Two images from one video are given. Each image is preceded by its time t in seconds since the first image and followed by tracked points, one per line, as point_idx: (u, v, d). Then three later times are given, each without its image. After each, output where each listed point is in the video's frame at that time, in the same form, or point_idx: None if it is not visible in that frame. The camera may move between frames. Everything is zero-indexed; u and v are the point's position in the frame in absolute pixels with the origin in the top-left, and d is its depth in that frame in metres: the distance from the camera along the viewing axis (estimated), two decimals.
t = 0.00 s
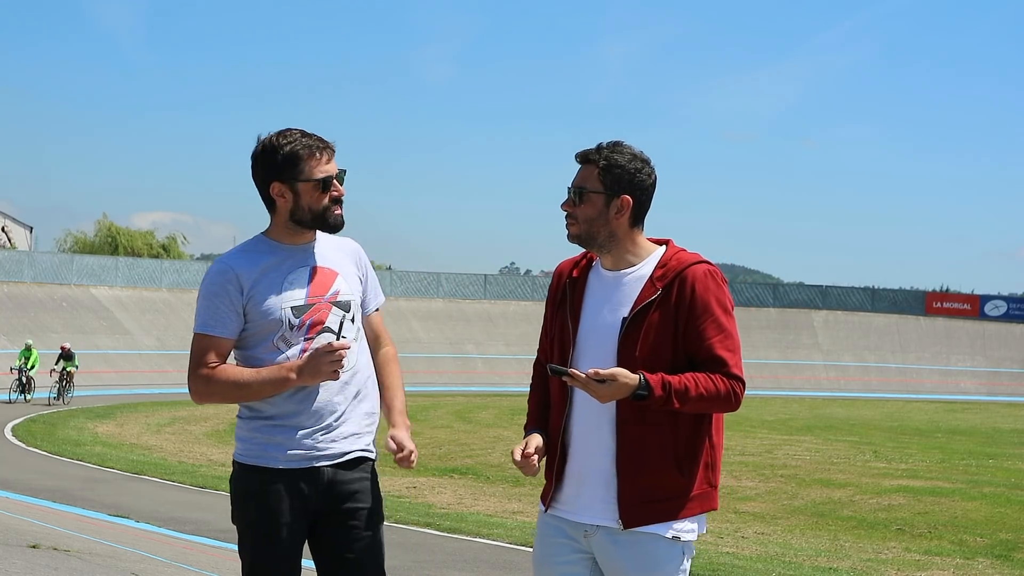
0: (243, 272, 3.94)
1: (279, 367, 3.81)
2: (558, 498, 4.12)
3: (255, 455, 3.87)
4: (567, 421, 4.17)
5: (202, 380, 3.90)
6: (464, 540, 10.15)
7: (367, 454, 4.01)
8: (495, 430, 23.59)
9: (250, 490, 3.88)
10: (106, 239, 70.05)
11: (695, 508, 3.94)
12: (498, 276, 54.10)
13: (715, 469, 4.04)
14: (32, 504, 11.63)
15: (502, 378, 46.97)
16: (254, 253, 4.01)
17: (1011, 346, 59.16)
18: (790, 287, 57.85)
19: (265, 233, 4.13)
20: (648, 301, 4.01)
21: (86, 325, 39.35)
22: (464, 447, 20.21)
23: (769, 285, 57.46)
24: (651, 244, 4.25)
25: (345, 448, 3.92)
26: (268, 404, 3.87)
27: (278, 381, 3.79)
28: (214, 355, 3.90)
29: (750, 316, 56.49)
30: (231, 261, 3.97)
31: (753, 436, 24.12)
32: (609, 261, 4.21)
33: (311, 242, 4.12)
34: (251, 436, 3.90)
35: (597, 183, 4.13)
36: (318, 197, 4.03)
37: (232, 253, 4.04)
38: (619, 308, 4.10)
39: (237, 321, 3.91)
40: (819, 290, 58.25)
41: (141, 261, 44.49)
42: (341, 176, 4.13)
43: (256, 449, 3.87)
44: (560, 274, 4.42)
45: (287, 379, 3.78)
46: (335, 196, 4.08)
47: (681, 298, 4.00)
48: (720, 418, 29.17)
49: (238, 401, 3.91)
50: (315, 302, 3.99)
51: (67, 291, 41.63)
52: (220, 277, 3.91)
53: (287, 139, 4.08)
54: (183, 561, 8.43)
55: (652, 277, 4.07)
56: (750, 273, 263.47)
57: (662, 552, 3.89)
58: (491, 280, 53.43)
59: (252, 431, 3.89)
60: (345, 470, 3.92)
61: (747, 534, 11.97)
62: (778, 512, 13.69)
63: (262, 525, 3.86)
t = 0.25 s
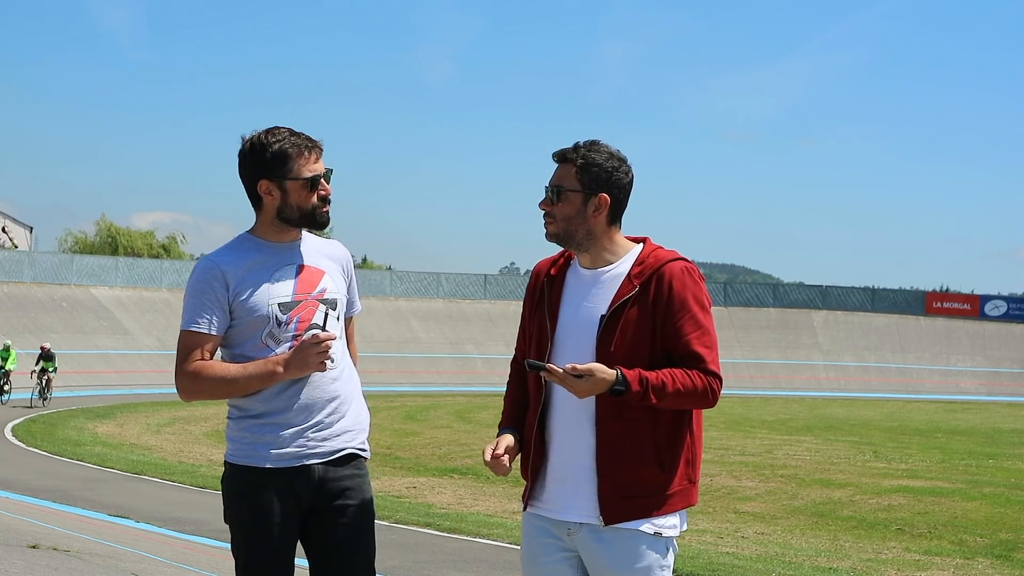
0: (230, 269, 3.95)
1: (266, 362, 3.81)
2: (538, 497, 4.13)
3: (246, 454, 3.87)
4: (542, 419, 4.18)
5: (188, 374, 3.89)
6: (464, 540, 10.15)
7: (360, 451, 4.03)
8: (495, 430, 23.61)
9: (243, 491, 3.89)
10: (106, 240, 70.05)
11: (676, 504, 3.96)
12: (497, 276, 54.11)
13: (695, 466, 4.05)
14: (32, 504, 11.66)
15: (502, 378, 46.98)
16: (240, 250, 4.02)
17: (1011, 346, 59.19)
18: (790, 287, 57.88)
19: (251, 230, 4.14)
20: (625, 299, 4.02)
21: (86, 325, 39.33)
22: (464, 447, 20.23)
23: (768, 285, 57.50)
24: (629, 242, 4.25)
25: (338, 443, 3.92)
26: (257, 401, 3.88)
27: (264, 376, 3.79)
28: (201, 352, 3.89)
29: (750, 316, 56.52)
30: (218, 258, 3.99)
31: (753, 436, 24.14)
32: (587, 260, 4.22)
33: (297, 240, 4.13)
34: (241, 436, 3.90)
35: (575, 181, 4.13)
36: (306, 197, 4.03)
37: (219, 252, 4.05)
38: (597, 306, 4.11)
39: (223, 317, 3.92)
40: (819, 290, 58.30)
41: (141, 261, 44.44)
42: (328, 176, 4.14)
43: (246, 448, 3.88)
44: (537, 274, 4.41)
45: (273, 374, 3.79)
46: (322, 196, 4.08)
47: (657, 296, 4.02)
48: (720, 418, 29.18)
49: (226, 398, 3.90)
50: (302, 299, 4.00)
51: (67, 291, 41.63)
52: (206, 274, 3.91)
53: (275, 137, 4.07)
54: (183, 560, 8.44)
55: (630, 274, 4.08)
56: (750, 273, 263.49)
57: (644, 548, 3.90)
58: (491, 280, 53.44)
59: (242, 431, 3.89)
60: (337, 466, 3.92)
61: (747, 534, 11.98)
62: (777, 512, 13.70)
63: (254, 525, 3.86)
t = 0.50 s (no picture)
0: (240, 270, 3.96)
1: (274, 363, 3.82)
2: (526, 495, 4.13)
3: (252, 455, 3.87)
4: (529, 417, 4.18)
5: (195, 374, 3.89)
6: (464, 540, 10.16)
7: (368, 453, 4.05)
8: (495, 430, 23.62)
9: (248, 493, 3.88)
10: (106, 240, 70.08)
11: (662, 501, 3.97)
12: (498, 276, 54.13)
13: (680, 464, 4.06)
14: (32, 504, 11.66)
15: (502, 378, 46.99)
16: (250, 251, 4.03)
17: (1011, 346, 59.23)
18: (790, 288, 57.93)
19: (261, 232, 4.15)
20: (611, 298, 4.03)
21: (86, 325, 39.33)
22: (463, 447, 20.23)
23: (768, 285, 57.54)
24: (613, 242, 4.26)
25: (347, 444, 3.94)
26: (264, 403, 3.89)
27: (272, 377, 3.80)
28: (210, 352, 3.90)
29: (750, 316, 56.56)
30: (228, 259, 4.00)
31: (753, 436, 24.16)
32: (571, 259, 4.21)
33: (308, 243, 4.14)
34: (248, 437, 3.90)
35: (560, 181, 4.14)
36: (318, 199, 4.06)
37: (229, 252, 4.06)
38: (581, 305, 4.11)
39: (233, 318, 3.93)
40: (819, 290, 58.34)
41: (141, 261, 44.51)
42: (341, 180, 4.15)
43: (254, 449, 3.88)
44: (521, 275, 4.42)
45: (282, 375, 3.79)
46: (334, 199, 4.10)
47: (642, 294, 4.03)
48: (720, 419, 29.20)
49: (233, 398, 3.91)
50: (311, 302, 4.01)
51: (67, 291, 41.64)
52: (217, 276, 3.92)
53: (290, 139, 4.08)
54: (183, 560, 8.45)
55: (615, 273, 4.09)
56: (750, 273, 263.51)
57: (632, 544, 3.90)
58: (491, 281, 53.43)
59: (250, 432, 3.90)
60: (343, 468, 3.93)
61: (747, 534, 11.99)
62: (777, 512, 13.72)
63: (262, 525, 3.85)
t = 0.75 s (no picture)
0: (278, 272, 3.97)
1: (308, 367, 3.83)
2: (521, 496, 4.11)
3: (282, 457, 3.88)
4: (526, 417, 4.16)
5: (231, 376, 3.92)
6: (463, 541, 10.15)
7: (402, 461, 4.05)
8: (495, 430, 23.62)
9: (275, 493, 3.88)
10: (106, 240, 70.11)
11: (658, 499, 3.98)
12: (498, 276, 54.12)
13: (672, 463, 4.08)
14: (33, 504, 11.66)
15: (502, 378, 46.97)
16: (290, 256, 4.04)
17: (1011, 346, 59.17)
18: (790, 288, 57.93)
19: (302, 235, 4.17)
20: (606, 296, 4.03)
21: (86, 325, 39.32)
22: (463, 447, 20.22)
23: (768, 285, 57.54)
24: (605, 242, 4.27)
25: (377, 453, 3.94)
26: (296, 405, 3.90)
27: (306, 381, 3.81)
28: (247, 354, 3.92)
29: (750, 316, 56.55)
30: (267, 262, 4.02)
31: (753, 436, 24.14)
32: (562, 259, 4.22)
33: (350, 249, 4.15)
34: (279, 440, 3.91)
35: (556, 182, 4.13)
36: (360, 204, 4.06)
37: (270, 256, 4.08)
38: (573, 305, 4.12)
39: (270, 321, 3.94)
40: (819, 290, 58.32)
41: (141, 261, 44.55)
42: (383, 187, 4.16)
43: (284, 451, 3.88)
44: (508, 278, 4.40)
45: (315, 380, 3.81)
46: (376, 204, 4.10)
47: (637, 292, 4.04)
48: (719, 419, 29.19)
49: (267, 401, 3.93)
50: (348, 307, 4.01)
51: (67, 291, 41.68)
52: (254, 278, 3.93)
53: (334, 144, 4.11)
54: (183, 561, 8.44)
55: (608, 271, 4.10)
56: (750, 272, 263.43)
57: (628, 542, 3.89)
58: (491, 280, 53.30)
59: (281, 434, 3.91)
60: (373, 472, 3.93)
61: (747, 534, 11.99)
62: (777, 512, 13.70)
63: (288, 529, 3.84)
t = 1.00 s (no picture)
0: (325, 273, 4.01)
1: (351, 368, 3.88)
2: (525, 496, 4.09)
3: (321, 447, 3.90)
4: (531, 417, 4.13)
5: (274, 374, 3.95)
6: (464, 540, 10.15)
7: (437, 465, 4.08)
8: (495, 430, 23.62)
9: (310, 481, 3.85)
10: (106, 239, 70.14)
11: (661, 495, 4.00)
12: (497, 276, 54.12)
13: (672, 462, 4.10)
14: (33, 504, 11.66)
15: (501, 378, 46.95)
16: (335, 258, 4.08)
17: (1011, 346, 59.17)
18: (790, 287, 57.96)
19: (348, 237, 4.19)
20: (610, 294, 4.07)
21: (86, 325, 39.32)
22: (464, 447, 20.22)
23: (768, 285, 57.59)
24: (603, 242, 4.29)
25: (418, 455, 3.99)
26: (338, 406, 3.94)
27: (348, 382, 3.86)
28: (289, 354, 3.95)
29: (750, 317, 56.56)
30: (314, 262, 4.05)
31: (753, 436, 24.14)
32: (564, 262, 4.21)
33: (396, 252, 4.18)
34: (317, 433, 3.95)
35: (572, 190, 4.12)
36: (409, 208, 4.08)
37: (317, 256, 4.11)
38: (577, 305, 4.14)
39: (313, 322, 3.97)
40: (819, 290, 58.31)
41: (141, 261, 44.57)
42: (432, 192, 4.17)
43: (322, 445, 3.90)
44: (506, 279, 4.39)
45: (358, 381, 3.85)
46: (425, 210, 4.12)
47: (641, 289, 4.08)
48: (720, 418, 29.19)
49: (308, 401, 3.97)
50: (392, 311, 4.04)
51: (66, 291, 41.70)
52: (299, 279, 3.97)
53: (386, 147, 4.11)
54: (183, 561, 8.44)
55: (610, 270, 4.13)
56: (750, 272, 263.30)
57: (635, 539, 3.91)
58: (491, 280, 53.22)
59: (320, 430, 3.94)
60: (409, 471, 3.96)
61: (747, 534, 11.99)
62: (777, 512, 13.71)
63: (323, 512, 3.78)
